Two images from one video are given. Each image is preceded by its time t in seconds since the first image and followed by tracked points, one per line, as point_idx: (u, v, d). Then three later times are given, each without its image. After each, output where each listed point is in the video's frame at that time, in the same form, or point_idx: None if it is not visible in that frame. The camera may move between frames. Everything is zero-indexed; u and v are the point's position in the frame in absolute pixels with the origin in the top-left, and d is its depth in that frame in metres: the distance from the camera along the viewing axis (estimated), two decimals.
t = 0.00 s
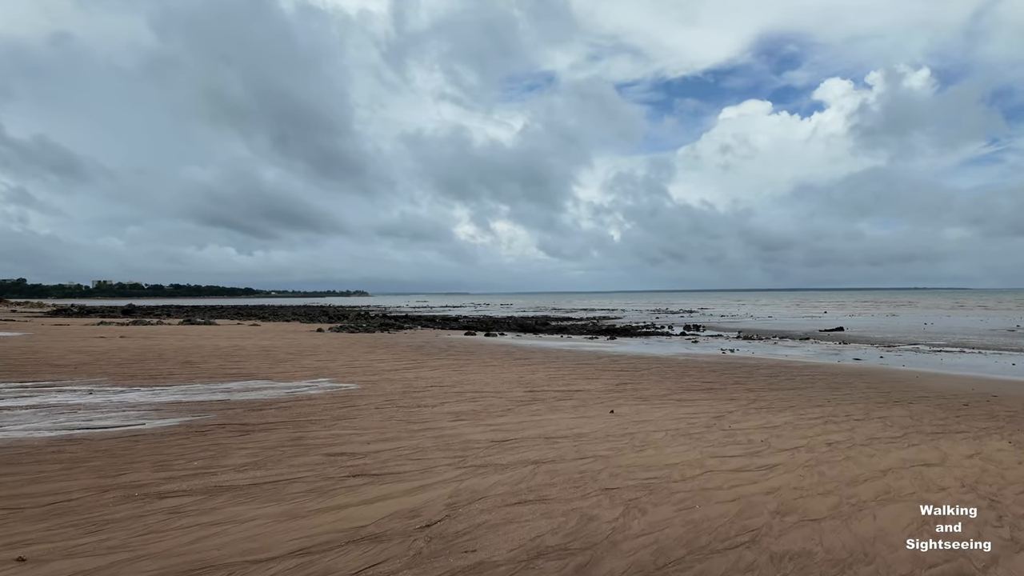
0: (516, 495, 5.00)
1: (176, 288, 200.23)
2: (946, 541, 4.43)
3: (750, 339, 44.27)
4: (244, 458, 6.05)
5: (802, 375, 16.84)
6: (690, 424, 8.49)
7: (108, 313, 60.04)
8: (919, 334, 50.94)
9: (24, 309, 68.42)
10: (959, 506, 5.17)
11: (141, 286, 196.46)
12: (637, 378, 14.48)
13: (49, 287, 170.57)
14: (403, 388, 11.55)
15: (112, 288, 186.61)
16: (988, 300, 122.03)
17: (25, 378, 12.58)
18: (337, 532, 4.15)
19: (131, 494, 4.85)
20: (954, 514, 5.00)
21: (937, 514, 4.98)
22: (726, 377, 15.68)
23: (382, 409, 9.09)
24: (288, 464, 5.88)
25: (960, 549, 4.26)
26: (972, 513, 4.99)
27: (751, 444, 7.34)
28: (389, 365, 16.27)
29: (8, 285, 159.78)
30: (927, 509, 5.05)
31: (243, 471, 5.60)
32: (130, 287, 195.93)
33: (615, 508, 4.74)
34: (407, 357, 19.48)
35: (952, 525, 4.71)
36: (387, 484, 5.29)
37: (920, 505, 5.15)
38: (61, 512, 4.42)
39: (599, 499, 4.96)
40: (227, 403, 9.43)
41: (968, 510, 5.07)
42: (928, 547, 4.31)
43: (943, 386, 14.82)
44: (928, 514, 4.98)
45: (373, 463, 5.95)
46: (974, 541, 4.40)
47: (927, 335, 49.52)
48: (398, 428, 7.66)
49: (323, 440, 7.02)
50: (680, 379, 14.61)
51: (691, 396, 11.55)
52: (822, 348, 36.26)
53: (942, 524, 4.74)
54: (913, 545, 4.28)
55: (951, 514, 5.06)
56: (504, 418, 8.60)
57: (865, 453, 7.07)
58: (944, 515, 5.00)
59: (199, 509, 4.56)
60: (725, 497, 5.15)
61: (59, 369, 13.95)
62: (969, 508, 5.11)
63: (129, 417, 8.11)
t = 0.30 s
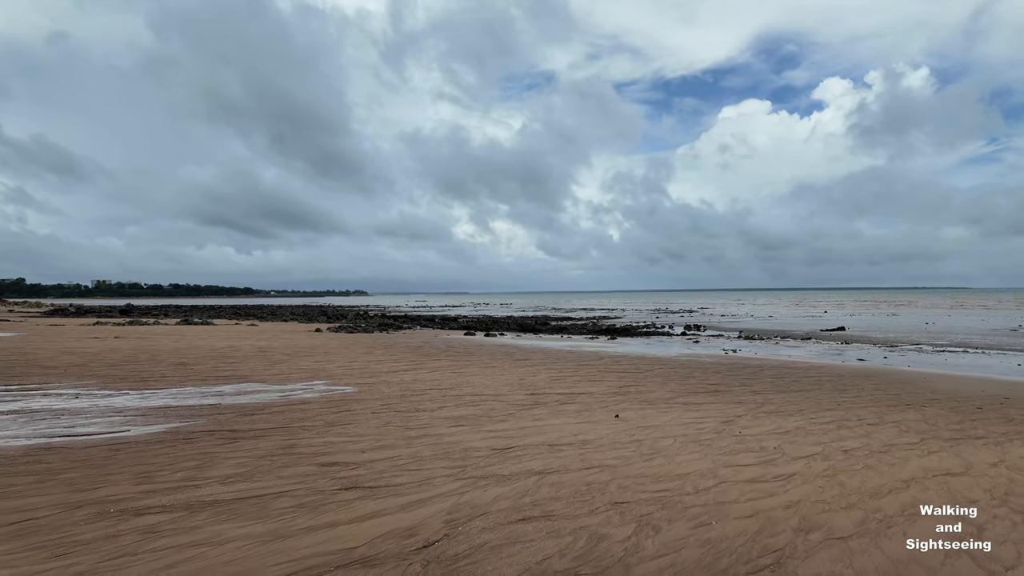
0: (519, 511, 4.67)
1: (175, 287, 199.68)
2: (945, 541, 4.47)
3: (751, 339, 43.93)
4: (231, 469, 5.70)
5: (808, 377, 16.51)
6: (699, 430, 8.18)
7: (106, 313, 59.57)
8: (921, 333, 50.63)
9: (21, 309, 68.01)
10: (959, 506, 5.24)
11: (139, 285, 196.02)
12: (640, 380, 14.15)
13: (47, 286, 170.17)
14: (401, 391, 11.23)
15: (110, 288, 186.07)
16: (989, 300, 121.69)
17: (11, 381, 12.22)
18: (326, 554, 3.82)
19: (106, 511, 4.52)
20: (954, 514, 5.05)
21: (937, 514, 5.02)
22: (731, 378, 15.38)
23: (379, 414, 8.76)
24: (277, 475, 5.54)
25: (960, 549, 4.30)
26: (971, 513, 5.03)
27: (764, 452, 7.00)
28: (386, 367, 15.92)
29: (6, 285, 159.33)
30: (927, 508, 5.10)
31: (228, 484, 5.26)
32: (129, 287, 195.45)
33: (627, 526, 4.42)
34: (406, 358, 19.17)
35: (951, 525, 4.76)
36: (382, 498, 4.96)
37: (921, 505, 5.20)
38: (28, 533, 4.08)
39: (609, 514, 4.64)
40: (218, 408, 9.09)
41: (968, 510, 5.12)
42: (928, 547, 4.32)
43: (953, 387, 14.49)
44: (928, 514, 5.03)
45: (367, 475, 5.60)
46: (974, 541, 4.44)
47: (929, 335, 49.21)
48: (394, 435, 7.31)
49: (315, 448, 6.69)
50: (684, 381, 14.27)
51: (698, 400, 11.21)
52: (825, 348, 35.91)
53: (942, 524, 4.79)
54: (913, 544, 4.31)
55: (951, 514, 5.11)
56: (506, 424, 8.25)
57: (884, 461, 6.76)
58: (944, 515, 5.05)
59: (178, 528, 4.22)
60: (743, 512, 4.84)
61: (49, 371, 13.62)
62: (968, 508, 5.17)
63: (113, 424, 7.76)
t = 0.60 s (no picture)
0: (528, 522, 4.36)
1: (174, 287, 198.83)
2: (946, 541, 4.41)
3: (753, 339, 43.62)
4: (221, 476, 5.39)
5: (815, 377, 16.20)
6: (711, 433, 7.86)
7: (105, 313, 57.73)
8: (924, 333, 50.25)
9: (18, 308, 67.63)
10: (959, 506, 5.18)
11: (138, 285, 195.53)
12: (645, 381, 13.82)
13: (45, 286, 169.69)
14: (401, 392, 10.92)
15: (110, 287, 185.31)
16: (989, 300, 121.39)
17: None
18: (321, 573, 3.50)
19: (84, 523, 4.19)
20: (955, 514, 4.99)
21: (937, 513, 4.96)
22: (738, 379, 15.08)
23: (378, 416, 8.44)
24: (270, 483, 5.22)
25: (959, 549, 4.24)
26: (972, 513, 4.98)
27: (782, 457, 6.69)
28: (385, 367, 15.57)
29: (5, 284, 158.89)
30: (927, 508, 5.03)
31: (217, 492, 4.94)
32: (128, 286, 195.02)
33: (644, 539, 4.11)
34: (405, 357, 18.86)
35: (951, 525, 4.70)
36: (381, 508, 4.64)
37: (921, 505, 5.13)
38: None
39: (625, 526, 4.34)
40: (212, 410, 8.77)
41: (968, 510, 5.06)
42: (928, 547, 4.25)
43: (965, 388, 14.16)
44: (929, 514, 4.96)
45: (365, 482, 5.29)
46: (974, 541, 4.39)
47: (932, 335, 48.90)
48: (393, 439, 7.00)
49: (311, 453, 6.37)
50: (690, 382, 13.95)
51: (706, 401, 10.89)
52: (828, 348, 35.55)
53: (942, 524, 4.73)
54: (913, 544, 4.25)
55: (951, 514, 5.05)
56: (511, 426, 7.94)
57: (908, 467, 6.45)
58: (945, 515, 4.97)
59: (160, 542, 3.90)
60: (766, 523, 4.53)
61: (39, 371, 13.29)
62: (969, 508, 5.10)
63: (101, 426, 7.44)
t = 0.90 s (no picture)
0: (536, 542, 4.05)
1: (171, 287, 197.65)
2: (945, 541, 4.46)
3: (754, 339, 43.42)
4: (207, 489, 5.07)
5: (821, 379, 15.88)
6: (722, 440, 7.57)
7: (100, 313, 56.00)
8: (925, 333, 50.03)
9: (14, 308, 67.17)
10: (959, 506, 5.22)
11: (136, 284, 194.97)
12: (649, 383, 13.54)
13: (43, 285, 169.27)
14: (399, 396, 10.60)
15: (106, 287, 184.14)
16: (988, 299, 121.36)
17: None
18: None
19: (55, 544, 3.87)
20: (954, 514, 5.03)
21: (937, 514, 5.00)
22: (742, 380, 14.82)
23: (375, 422, 8.13)
24: (259, 497, 4.90)
25: (960, 549, 4.29)
26: (972, 513, 5.02)
27: (798, 466, 6.40)
28: (383, 368, 15.22)
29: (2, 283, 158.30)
30: (927, 509, 5.07)
31: (202, 508, 4.62)
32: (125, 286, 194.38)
33: (662, 561, 3.82)
34: (404, 358, 18.58)
35: (951, 525, 4.75)
36: (377, 525, 4.33)
37: (920, 505, 5.17)
38: None
39: (640, 546, 4.04)
40: (202, 415, 8.45)
41: (968, 510, 5.10)
42: (928, 547, 4.31)
43: (974, 390, 13.87)
44: (928, 513, 5.02)
45: (361, 496, 4.97)
46: (974, 541, 4.45)
47: (933, 334, 48.68)
48: (391, 447, 6.68)
49: (304, 462, 6.04)
50: (695, 384, 13.64)
51: (713, 405, 10.58)
52: (829, 348, 35.25)
53: (942, 524, 4.78)
54: (913, 545, 4.30)
55: (951, 514, 5.09)
56: (513, 433, 7.62)
57: (931, 476, 6.15)
58: (944, 515, 5.02)
59: (136, 567, 3.58)
60: (790, 541, 4.24)
61: (28, 373, 12.96)
62: (968, 508, 5.15)
63: (84, 433, 7.11)
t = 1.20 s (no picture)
0: (540, 558, 3.75)
1: (167, 286, 196.68)
2: (946, 541, 4.38)
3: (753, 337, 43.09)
4: (187, 499, 4.74)
5: (825, 378, 15.56)
6: (731, 442, 7.27)
7: (94, 313, 53.53)
8: (923, 332, 49.85)
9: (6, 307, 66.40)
10: (959, 506, 5.11)
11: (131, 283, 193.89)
12: (651, 382, 13.24)
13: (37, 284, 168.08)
14: (394, 397, 10.28)
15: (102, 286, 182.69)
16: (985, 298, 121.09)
17: None
18: None
19: (15, 563, 3.54)
20: (955, 514, 4.93)
21: (937, 514, 4.91)
22: (745, 379, 14.55)
23: (369, 424, 7.79)
24: (242, 507, 4.58)
25: (961, 549, 4.21)
26: (972, 514, 4.92)
27: (812, 471, 6.09)
28: (378, 368, 14.85)
29: None
30: (927, 508, 4.98)
31: (180, 520, 4.29)
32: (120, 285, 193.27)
33: None
34: (400, 357, 18.26)
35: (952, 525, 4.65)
36: (367, 539, 4.02)
37: (920, 505, 5.08)
38: None
39: (653, 562, 3.74)
40: (188, 417, 8.10)
41: (968, 510, 5.00)
42: (928, 547, 4.24)
43: (982, 389, 13.57)
44: (929, 514, 4.92)
45: (351, 506, 4.65)
46: (974, 541, 4.37)
47: (932, 333, 48.48)
48: (385, 451, 6.37)
49: (293, 468, 5.72)
50: (699, 384, 13.31)
51: (718, 405, 10.27)
52: (830, 347, 34.92)
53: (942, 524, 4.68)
54: (913, 544, 4.23)
55: (951, 514, 4.99)
56: (513, 435, 7.29)
57: (953, 480, 5.87)
58: (944, 515, 4.92)
59: None
60: (813, 556, 3.95)
61: (13, 374, 12.59)
62: (969, 508, 5.05)
63: (62, 437, 6.75)
